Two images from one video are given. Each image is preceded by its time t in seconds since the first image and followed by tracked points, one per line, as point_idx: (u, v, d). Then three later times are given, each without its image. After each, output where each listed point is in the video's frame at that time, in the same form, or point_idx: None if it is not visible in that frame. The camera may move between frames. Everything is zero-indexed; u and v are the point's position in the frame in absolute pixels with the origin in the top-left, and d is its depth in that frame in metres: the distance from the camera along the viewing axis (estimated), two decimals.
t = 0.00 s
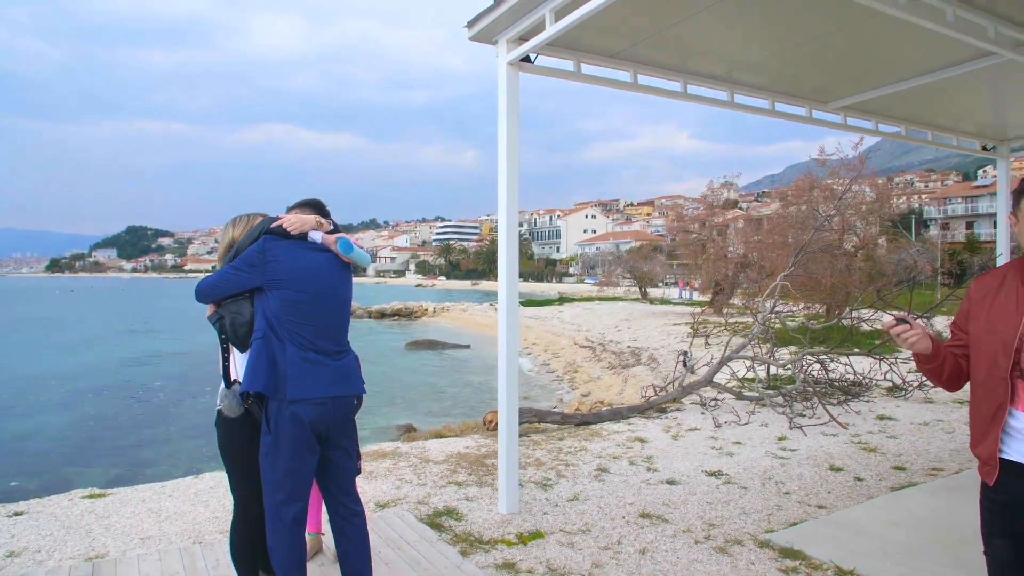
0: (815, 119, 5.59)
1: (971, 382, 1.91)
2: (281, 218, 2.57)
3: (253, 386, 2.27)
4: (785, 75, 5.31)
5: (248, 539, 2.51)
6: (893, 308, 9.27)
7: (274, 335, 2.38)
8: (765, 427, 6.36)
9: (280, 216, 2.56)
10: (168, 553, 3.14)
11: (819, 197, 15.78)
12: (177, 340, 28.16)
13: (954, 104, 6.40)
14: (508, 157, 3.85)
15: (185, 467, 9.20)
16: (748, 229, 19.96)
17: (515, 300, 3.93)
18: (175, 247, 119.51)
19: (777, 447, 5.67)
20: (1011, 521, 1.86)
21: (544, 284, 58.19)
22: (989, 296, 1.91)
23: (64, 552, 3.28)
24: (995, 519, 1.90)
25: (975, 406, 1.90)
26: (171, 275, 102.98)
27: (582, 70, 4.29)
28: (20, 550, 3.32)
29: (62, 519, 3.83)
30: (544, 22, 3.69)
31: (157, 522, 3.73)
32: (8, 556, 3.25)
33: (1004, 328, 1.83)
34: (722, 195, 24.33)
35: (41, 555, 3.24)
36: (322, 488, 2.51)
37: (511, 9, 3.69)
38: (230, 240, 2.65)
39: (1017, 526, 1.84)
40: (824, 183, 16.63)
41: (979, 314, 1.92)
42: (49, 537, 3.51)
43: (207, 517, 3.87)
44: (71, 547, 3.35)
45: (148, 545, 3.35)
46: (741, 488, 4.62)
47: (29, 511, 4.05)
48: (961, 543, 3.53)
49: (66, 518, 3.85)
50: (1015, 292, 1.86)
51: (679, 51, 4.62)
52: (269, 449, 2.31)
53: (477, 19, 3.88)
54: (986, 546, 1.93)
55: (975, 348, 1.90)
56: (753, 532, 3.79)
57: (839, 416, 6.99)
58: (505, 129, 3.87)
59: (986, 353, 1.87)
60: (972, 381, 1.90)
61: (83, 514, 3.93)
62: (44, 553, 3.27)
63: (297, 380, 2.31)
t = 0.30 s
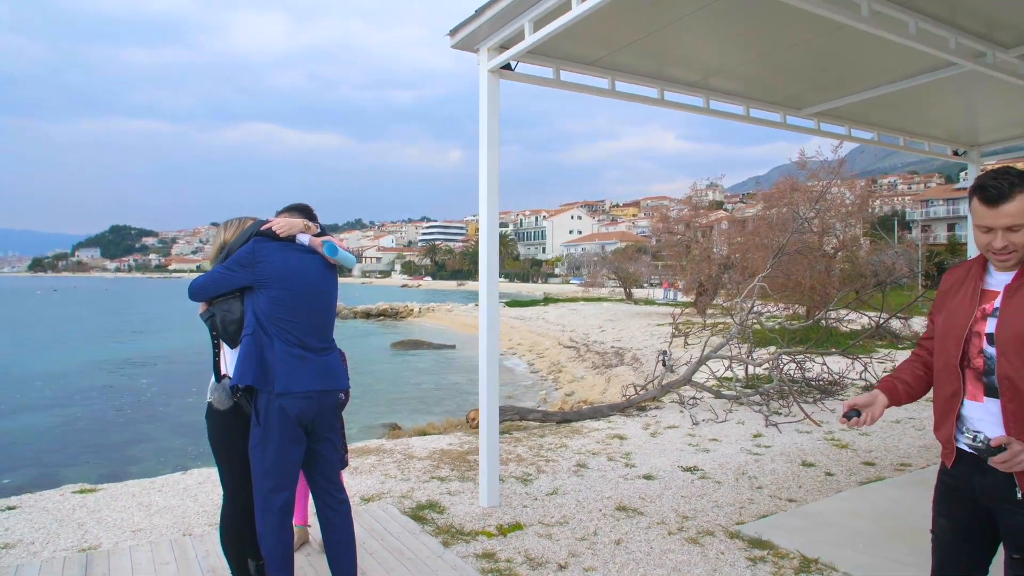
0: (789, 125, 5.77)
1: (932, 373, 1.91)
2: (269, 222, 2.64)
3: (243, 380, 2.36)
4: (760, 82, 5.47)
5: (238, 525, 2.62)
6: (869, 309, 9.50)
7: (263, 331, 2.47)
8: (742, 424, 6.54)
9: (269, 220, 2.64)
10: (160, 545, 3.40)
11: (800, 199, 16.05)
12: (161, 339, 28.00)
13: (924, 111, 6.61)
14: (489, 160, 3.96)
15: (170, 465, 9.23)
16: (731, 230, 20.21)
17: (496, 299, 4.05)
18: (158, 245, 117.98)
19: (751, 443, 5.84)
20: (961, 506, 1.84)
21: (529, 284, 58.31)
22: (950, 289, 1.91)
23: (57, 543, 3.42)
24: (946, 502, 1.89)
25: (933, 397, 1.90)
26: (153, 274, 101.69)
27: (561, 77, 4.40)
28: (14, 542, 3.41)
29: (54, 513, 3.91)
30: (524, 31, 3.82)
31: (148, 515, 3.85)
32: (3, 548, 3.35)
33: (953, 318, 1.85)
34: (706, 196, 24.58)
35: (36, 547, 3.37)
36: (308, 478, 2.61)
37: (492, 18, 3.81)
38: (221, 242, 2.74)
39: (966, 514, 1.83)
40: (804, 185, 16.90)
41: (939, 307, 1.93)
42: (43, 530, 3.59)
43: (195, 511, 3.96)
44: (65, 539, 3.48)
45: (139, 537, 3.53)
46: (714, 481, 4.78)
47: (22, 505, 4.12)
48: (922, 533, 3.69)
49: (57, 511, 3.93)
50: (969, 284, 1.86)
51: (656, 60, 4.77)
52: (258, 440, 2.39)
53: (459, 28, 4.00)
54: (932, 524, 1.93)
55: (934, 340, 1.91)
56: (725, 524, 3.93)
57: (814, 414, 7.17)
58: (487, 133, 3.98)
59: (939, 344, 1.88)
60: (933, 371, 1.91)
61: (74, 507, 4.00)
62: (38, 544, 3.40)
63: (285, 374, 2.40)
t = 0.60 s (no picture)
0: (779, 128, 5.89)
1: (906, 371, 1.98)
2: (272, 222, 2.75)
3: (248, 373, 2.47)
4: (749, 86, 5.59)
5: (242, 513, 2.73)
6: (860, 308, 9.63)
7: (267, 327, 2.58)
8: (733, 421, 6.67)
9: (273, 220, 2.75)
10: (164, 535, 3.56)
11: (794, 199, 16.18)
12: (159, 338, 28.12)
13: (913, 114, 6.73)
14: (485, 161, 4.08)
15: (170, 461, 9.36)
16: (726, 230, 20.36)
17: (491, 297, 4.17)
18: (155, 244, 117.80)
19: (740, 439, 5.98)
20: (926, 495, 1.92)
21: (526, 283, 58.40)
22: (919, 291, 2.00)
23: (65, 533, 3.57)
24: (915, 490, 1.97)
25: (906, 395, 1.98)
26: (149, 272, 101.57)
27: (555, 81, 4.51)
28: (23, 532, 3.57)
29: (61, 504, 4.06)
30: (518, 38, 3.94)
31: (152, 507, 4.00)
32: (12, 537, 3.50)
33: (923, 320, 1.93)
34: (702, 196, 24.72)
35: (44, 536, 3.51)
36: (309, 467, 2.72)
37: (487, 24, 3.93)
38: (227, 241, 2.85)
39: (930, 501, 1.91)
40: (798, 186, 17.06)
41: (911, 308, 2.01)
42: (51, 520, 3.75)
43: (198, 503, 4.11)
44: (72, 529, 3.63)
45: (144, 526, 3.70)
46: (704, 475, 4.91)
47: (30, 495, 4.27)
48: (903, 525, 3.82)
49: (64, 502, 4.09)
50: (935, 286, 1.95)
51: (648, 64, 4.89)
52: (263, 431, 2.50)
53: (455, 34, 4.11)
54: (900, 510, 2.02)
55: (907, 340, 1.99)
56: (712, 516, 4.06)
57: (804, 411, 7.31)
58: (483, 135, 4.10)
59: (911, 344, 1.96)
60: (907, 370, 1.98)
61: (80, 499, 4.15)
62: (46, 533, 3.56)
63: (288, 368, 2.51)
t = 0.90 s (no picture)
0: (766, 134, 6.03)
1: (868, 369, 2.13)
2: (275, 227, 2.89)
3: (251, 372, 2.60)
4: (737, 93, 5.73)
5: (246, 505, 2.86)
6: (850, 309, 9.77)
7: (269, 328, 2.70)
8: (722, 420, 6.82)
9: (275, 226, 2.87)
10: (168, 529, 3.71)
11: (787, 201, 16.34)
12: (156, 338, 28.24)
13: (900, 120, 6.88)
14: (479, 166, 4.22)
15: (170, 460, 9.49)
16: (721, 231, 20.52)
17: (484, 299, 4.30)
18: (152, 244, 117.50)
19: (729, 437, 6.12)
20: (884, 487, 2.06)
21: (523, 284, 58.53)
22: (881, 294, 2.14)
23: (71, 527, 3.73)
24: (876, 482, 2.10)
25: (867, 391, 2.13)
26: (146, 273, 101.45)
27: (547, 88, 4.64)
28: (31, 526, 3.73)
29: (67, 499, 4.22)
30: (511, 48, 4.08)
31: (155, 502, 4.16)
32: (20, 530, 3.66)
33: (883, 322, 2.08)
34: (698, 198, 24.88)
35: (51, 530, 3.67)
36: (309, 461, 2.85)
37: (481, 35, 4.06)
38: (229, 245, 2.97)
39: (889, 492, 2.06)
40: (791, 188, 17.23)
41: (874, 311, 2.16)
42: (57, 515, 3.91)
43: (199, 499, 4.27)
44: (78, 523, 3.79)
45: (148, 520, 3.85)
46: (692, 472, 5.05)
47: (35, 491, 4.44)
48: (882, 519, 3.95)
49: (70, 497, 4.25)
50: (895, 291, 2.09)
51: (637, 72, 5.02)
52: (265, 426, 2.63)
53: (450, 43, 4.25)
54: (863, 501, 2.15)
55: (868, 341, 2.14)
56: (699, 511, 4.20)
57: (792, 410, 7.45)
58: (477, 141, 4.24)
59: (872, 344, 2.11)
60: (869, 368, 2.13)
61: (85, 494, 4.31)
62: (53, 528, 3.71)
63: (290, 367, 2.63)
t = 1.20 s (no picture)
0: (758, 137, 6.16)
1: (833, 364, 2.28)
2: (278, 232, 3.00)
3: (255, 369, 2.71)
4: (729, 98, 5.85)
5: (249, 497, 2.99)
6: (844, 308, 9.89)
7: (272, 327, 2.81)
8: (715, 418, 6.95)
9: (277, 229, 2.99)
10: (173, 522, 3.87)
11: (783, 201, 16.46)
12: (157, 337, 28.43)
13: (890, 123, 7.00)
14: (475, 168, 4.34)
15: (172, 458, 9.66)
16: (718, 231, 20.64)
17: (479, 298, 4.42)
18: (151, 243, 117.54)
19: (720, 436, 6.25)
20: (848, 477, 2.19)
21: (522, 284, 58.66)
22: (846, 295, 2.28)
23: (79, 520, 3.92)
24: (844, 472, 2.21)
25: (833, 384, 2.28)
26: (145, 272, 101.55)
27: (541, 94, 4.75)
28: (40, 519, 3.93)
29: (74, 494, 4.42)
30: (506, 56, 4.20)
31: (159, 497, 4.36)
32: (30, 524, 3.86)
33: (846, 320, 2.22)
34: (695, 198, 24.99)
35: (60, 523, 3.87)
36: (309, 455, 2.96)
37: (476, 43, 4.18)
38: (236, 247, 3.10)
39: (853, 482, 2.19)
40: (786, 188, 17.36)
41: (838, 310, 2.30)
42: (64, 509, 4.11)
43: (202, 494, 4.45)
44: (86, 517, 3.99)
45: (153, 514, 4.03)
46: (682, 467, 5.18)
47: (43, 486, 4.64)
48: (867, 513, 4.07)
49: (77, 493, 4.44)
50: (857, 292, 2.23)
51: (629, 79, 5.14)
52: (269, 421, 2.75)
53: (447, 51, 4.37)
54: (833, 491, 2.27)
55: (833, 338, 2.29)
56: (688, 505, 4.33)
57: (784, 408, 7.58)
58: (473, 144, 4.35)
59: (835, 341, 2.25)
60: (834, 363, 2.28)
61: (91, 490, 4.51)
62: (62, 521, 3.92)
63: (292, 365, 2.75)
